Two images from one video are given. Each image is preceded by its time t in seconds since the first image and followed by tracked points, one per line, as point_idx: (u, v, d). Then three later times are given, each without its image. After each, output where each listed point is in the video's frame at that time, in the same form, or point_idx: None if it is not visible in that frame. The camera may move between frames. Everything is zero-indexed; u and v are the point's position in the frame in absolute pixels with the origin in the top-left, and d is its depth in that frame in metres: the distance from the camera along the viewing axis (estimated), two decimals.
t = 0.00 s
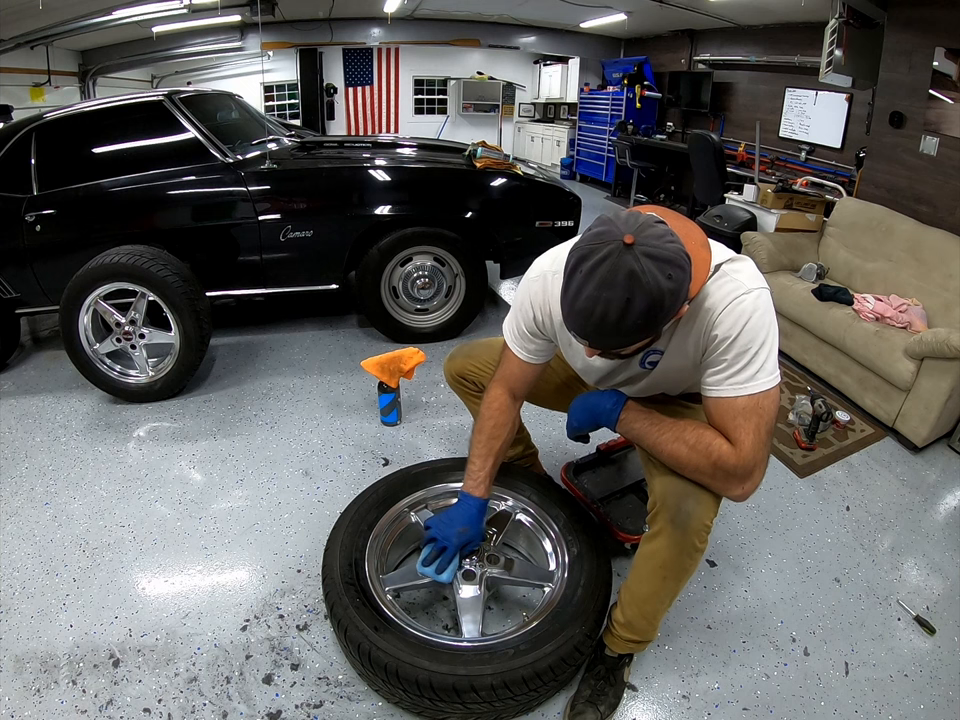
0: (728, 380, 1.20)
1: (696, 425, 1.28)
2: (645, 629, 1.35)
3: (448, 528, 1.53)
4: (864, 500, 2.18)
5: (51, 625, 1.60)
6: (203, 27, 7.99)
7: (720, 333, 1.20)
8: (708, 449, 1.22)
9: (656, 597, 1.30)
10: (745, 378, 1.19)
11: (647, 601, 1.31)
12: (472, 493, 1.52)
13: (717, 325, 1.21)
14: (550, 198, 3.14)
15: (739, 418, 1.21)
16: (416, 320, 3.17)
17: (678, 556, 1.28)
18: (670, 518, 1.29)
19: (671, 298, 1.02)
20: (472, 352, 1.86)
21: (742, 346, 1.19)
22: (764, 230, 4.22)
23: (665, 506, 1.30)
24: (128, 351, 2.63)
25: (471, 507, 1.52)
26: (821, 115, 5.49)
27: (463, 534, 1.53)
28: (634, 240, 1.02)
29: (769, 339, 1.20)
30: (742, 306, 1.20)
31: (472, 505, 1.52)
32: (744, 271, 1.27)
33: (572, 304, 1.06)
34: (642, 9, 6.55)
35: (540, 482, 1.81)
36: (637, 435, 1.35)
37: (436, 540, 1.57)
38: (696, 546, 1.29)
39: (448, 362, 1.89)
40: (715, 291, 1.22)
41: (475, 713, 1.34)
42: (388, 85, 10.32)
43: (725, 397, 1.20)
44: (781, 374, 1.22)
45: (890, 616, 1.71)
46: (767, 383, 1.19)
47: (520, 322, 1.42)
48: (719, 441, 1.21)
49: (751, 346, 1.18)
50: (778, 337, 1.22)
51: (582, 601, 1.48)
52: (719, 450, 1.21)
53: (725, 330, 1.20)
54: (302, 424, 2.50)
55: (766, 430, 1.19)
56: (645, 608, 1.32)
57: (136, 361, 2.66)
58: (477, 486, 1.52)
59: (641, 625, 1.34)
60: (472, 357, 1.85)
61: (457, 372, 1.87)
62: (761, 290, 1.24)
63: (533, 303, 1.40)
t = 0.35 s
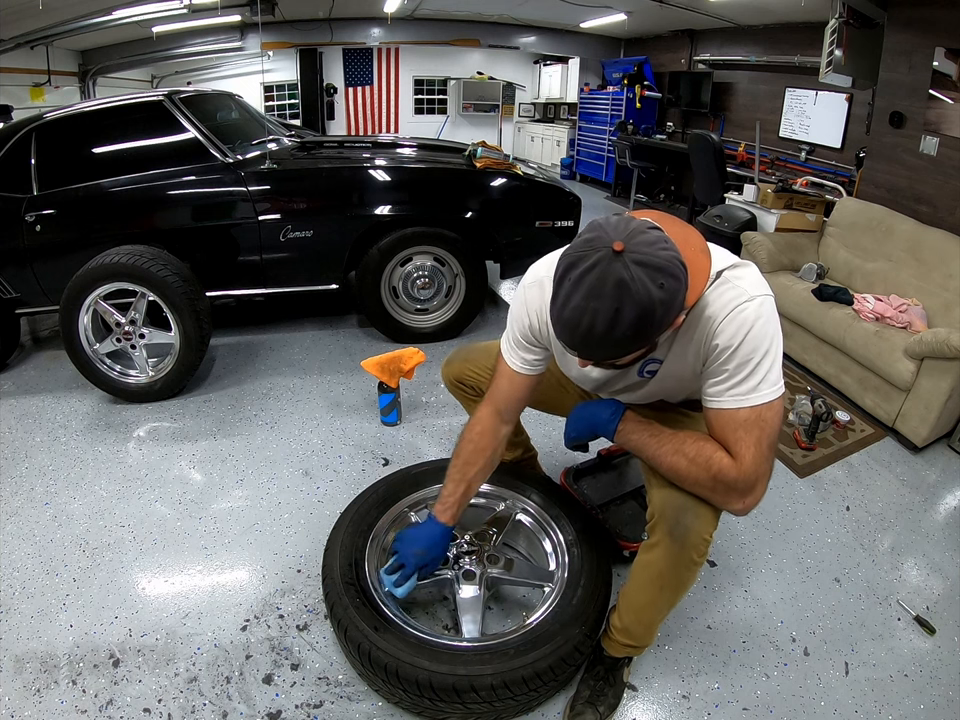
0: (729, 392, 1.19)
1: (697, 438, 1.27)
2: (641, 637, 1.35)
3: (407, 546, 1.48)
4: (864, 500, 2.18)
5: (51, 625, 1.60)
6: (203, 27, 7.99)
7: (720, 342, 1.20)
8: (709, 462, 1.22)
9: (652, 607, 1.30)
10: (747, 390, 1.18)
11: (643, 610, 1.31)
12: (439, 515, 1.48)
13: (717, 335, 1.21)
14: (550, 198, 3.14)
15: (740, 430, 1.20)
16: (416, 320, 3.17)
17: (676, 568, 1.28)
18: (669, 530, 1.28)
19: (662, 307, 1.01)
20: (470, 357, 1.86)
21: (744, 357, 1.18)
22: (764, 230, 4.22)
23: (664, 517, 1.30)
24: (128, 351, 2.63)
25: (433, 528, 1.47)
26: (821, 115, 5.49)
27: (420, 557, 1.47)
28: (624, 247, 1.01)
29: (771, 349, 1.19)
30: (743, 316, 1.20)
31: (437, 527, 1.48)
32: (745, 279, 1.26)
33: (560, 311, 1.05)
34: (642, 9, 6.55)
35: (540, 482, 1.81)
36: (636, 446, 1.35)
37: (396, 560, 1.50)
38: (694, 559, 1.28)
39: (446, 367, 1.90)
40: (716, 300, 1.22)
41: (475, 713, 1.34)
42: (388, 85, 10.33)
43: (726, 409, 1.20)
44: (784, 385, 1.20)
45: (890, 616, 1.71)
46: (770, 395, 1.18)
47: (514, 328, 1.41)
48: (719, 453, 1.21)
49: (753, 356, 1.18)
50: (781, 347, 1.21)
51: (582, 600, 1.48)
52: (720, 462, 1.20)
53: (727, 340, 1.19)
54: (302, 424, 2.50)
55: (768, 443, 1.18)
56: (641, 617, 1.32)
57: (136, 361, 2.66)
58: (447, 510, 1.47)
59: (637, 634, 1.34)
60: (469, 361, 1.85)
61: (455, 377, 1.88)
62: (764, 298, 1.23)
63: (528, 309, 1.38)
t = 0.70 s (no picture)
0: (736, 394, 1.19)
1: (703, 440, 1.26)
2: (642, 637, 1.35)
3: (416, 533, 1.48)
4: (864, 500, 2.18)
5: (51, 625, 1.61)
6: (203, 27, 7.99)
7: (728, 345, 1.20)
8: (715, 465, 1.21)
9: (654, 608, 1.30)
10: (754, 393, 1.18)
11: (645, 611, 1.31)
12: (448, 505, 1.49)
13: (725, 337, 1.21)
14: (550, 198, 3.14)
15: (747, 433, 1.19)
16: (416, 320, 3.17)
17: (678, 569, 1.28)
18: (673, 532, 1.28)
19: (666, 305, 1.01)
20: (476, 358, 1.85)
21: (752, 360, 1.18)
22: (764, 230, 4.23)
23: (668, 520, 1.29)
24: (128, 351, 2.63)
25: (444, 516, 1.48)
26: (821, 115, 5.49)
27: (430, 543, 1.46)
28: (628, 245, 1.02)
29: (779, 352, 1.19)
30: (751, 318, 1.20)
31: (448, 513, 1.48)
32: (754, 282, 1.26)
33: (562, 308, 1.05)
34: (642, 9, 6.55)
35: (541, 482, 1.81)
36: (643, 447, 1.34)
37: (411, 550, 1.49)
38: (697, 561, 1.28)
39: (451, 367, 1.88)
40: (723, 302, 1.22)
41: (475, 713, 1.34)
42: (388, 85, 10.33)
43: (733, 412, 1.19)
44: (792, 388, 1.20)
45: (890, 616, 1.71)
46: (777, 398, 1.18)
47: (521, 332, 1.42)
48: (725, 456, 1.20)
49: (761, 360, 1.18)
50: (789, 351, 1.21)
51: (582, 600, 1.48)
52: (727, 466, 1.19)
53: (734, 343, 1.19)
54: (302, 424, 2.50)
55: (775, 447, 1.18)
56: (644, 618, 1.32)
57: (136, 361, 2.66)
58: (459, 498, 1.48)
59: (638, 634, 1.34)
60: (476, 363, 1.84)
61: (461, 379, 1.87)
62: (772, 300, 1.23)
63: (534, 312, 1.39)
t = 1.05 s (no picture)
0: (740, 399, 1.19)
1: (707, 444, 1.25)
2: (641, 637, 1.35)
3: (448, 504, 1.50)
4: (864, 500, 2.18)
5: (51, 625, 1.61)
6: (203, 27, 7.99)
7: (733, 349, 1.20)
8: (716, 469, 1.20)
9: (653, 609, 1.30)
10: (758, 399, 1.17)
11: (644, 611, 1.31)
12: (475, 473, 1.51)
13: (730, 341, 1.20)
14: (550, 198, 3.14)
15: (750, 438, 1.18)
16: (416, 320, 3.18)
17: (679, 573, 1.28)
18: (675, 535, 1.27)
19: (660, 299, 1.00)
20: (496, 350, 1.85)
21: (756, 365, 1.17)
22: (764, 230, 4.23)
23: (670, 522, 1.28)
24: (128, 351, 2.63)
25: (471, 485, 1.50)
26: (821, 115, 5.49)
27: (462, 513, 1.48)
28: (622, 238, 1.02)
29: (786, 358, 1.18)
30: (756, 323, 1.19)
31: (476, 480, 1.50)
32: (762, 285, 1.25)
33: (559, 300, 1.06)
34: (642, 8, 6.55)
35: (541, 481, 1.82)
36: (645, 448, 1.34)
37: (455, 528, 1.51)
38: (698, 565, 1.28)
39: (469, 358, 1.88)
40: (729, 306, 1.22)
41: (475, 712, 1.34)
42: (388, 85, 10.33)
43: (737, 416, 1.19)
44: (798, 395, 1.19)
45: (890, 616, 1.71)
46: (781, 405, 1.17)
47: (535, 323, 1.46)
48: (728, 460, 1.19)
49: (765, 365, 1.17)
50: (796, 357, 1.20)
51: (582, 600, 1.48)
52: (728, 470, 1.18)
53: (739, 347, 1.19)
54: (302, 424, 2.50)
55: (779, 453, 1.16)
56: (643, 618, 1.32)
57: (136, 361, 2.66)
58: (483, 462, 1.50)
59: (638, 635, 1.34)
60: (496, 354, 1.84)
61: (479, 369, 1.86)
62: (779, 305, 1.22)
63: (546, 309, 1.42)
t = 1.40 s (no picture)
0: (737, 410, 1.17)
1: (705, 456, 1.24)
2: (634, 642, 1.35)
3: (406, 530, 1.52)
4: (864, 500, 2.18)
5: (51, 625, 1.61)
6: (203, 27, 7.99)
7: (731, 357, 1.19)
8: (711, 482, 1.18)
9: (647, 615, 1.30)
10: (756, 409, 1.14)
11: (638, 616, 1.31)
12: (439, 507, 1.51)
13: (728, 350, 1.20)
14: (550, 198, 3.14)
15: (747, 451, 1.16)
16: (416, 320, 3.17)
17: (671, 582, 1.27)
18: (668, 545, 1.26)
19: (631, 298, 0.98)
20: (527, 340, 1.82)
21: (754, 374, 1.15)
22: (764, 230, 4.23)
23: (664, 532, 1.27)
24: (128, 351, 2.63)
25: (433, 518, 1.51)
26: (821, 115, 5.49)
27: (416, 541, 1.51)
28: (593, 235, 1.01)
29: (786, 368, 1.15)
30: (755, 332, 1.18)
31: (437, 515, 1.51)
32: (765, 293, 1.23)
33: (538, 298, 1.07)
34: (642, 9, 6.55)
35: (541, 482, 1.82)
36: (643, 454, 1.34)
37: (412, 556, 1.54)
38: (692, 577, 1.27)
39: (499, 343, 1.85)
40: (728, 314, 1.22)
41: (475, 713, 1.34)
42: (388, 85, 10.33)
43: (733, 428, 1.17)
44: (802, 406, 1.16)
45: (890, 616, 1.71)
46: (781, 417, 1.14)
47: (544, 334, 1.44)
48: (723, 474, 1.17)
49: (764, 374, 1.15)
50: (799, 368, 1.17)
51: (582, 600, 1.48)
52: (722, 484, 1.16)
53: (737, 356, 1.18)
54: (302, 424, 2.50)
55: (775, 468, 1.14)
56: (634, 624, 1.32)
57: (136, 360, 2.66)
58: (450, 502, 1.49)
59: (630, 640, 1.35)
60: (526, 343, 1.81)
61: (506, 357, 1.83)
62: (782, 314, 1.20)
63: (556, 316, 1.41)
